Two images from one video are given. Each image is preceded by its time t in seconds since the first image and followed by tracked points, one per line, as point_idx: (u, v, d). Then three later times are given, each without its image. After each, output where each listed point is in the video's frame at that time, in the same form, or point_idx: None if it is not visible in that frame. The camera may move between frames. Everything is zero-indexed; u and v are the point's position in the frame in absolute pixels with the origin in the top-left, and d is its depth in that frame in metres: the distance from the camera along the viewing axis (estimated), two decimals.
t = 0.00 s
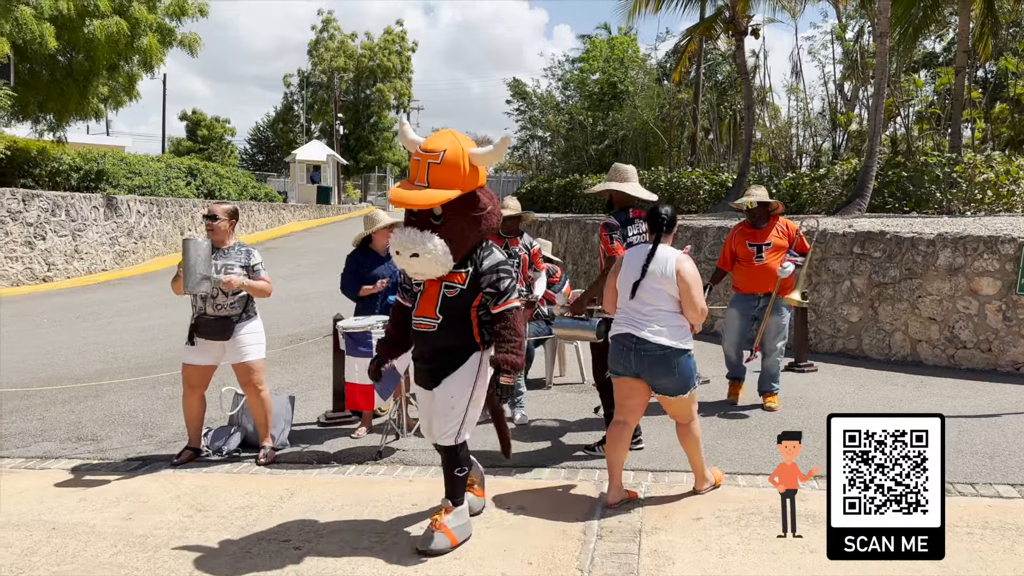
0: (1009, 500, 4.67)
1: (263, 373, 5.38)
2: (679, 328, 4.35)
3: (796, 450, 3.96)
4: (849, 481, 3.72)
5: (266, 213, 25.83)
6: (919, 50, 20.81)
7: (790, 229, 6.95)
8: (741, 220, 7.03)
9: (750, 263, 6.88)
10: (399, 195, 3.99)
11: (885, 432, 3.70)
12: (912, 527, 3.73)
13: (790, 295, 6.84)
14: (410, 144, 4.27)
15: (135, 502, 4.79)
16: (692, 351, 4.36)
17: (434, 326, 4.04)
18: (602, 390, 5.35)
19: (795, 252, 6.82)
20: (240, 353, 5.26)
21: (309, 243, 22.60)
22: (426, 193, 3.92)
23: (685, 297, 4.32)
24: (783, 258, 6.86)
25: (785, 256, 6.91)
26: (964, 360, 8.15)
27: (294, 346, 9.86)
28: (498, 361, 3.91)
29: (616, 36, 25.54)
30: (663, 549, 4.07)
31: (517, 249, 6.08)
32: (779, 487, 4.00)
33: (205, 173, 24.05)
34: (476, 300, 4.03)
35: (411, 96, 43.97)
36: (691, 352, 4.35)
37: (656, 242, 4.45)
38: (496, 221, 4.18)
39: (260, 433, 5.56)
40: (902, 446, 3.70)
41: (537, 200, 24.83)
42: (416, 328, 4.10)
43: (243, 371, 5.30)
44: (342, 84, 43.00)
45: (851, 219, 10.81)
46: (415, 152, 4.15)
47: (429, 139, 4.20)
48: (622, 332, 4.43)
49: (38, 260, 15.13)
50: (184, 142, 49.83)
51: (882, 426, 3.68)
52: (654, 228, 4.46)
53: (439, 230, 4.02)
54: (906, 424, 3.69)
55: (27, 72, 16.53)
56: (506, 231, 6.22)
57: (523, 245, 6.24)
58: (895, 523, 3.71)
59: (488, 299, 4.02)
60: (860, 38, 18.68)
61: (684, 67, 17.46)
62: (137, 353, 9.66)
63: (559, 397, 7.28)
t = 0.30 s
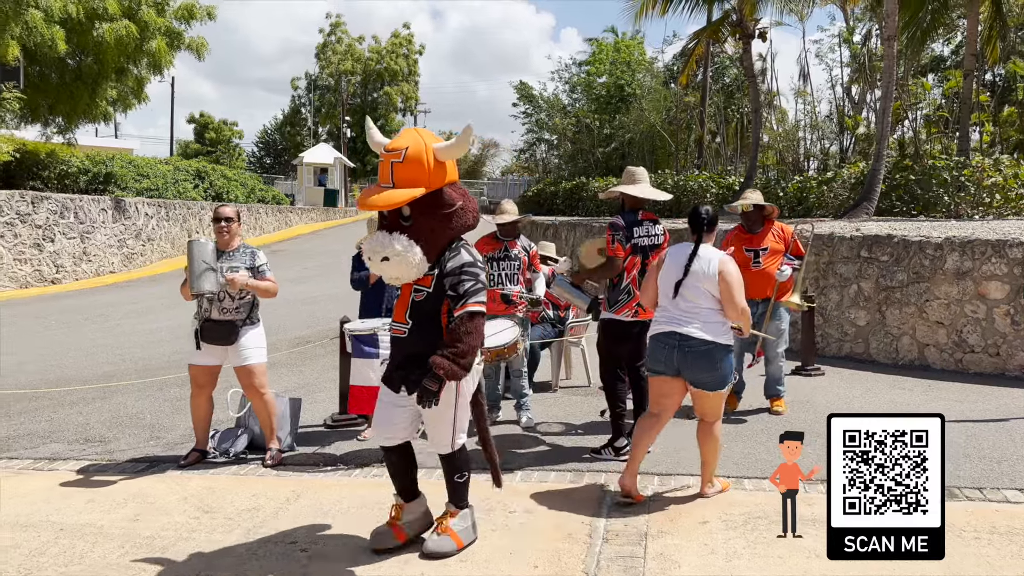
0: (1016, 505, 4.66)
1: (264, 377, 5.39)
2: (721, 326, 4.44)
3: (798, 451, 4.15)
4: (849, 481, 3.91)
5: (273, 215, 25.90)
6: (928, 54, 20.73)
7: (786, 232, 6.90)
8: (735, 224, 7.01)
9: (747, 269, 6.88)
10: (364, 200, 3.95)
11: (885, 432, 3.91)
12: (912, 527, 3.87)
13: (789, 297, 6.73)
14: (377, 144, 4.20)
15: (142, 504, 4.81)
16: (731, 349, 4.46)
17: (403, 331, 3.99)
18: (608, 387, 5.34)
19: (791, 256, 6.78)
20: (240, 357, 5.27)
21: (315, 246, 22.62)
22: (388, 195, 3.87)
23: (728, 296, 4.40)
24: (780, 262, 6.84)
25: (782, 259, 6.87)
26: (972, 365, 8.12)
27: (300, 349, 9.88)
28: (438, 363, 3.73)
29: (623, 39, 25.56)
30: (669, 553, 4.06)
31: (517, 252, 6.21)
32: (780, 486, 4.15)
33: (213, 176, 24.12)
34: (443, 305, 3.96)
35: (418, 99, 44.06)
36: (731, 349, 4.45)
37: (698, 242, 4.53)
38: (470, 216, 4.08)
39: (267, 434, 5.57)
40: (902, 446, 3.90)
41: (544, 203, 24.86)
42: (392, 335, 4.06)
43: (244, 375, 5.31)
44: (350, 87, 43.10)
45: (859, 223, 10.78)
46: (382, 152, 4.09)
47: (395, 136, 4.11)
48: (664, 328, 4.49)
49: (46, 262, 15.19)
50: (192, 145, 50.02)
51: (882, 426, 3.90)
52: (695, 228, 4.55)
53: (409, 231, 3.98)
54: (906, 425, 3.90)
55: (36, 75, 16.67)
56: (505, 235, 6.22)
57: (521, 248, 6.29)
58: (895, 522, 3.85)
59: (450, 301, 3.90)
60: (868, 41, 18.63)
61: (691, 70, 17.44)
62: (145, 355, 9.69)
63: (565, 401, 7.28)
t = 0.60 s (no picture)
0: None
1: (276, 378, 5.41)
2: (750, 328, 4.54)
3: (798, 451, 4.24)
4: (849, 481, 3.99)
5: (280, 219, 25.97)
6: (934, 58, 20.68)
7: (790, 236, 6.86)
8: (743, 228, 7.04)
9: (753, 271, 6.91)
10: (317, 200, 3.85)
11: (885, 432, 4.01)
12: (912, 527, 3.92)
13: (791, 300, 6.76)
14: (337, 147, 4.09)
15: (149, 506, 4.82)
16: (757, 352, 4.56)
17: (354, 342, 3.87)
18: (616, 390, 5.33)
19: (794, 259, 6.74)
20: (256, 356, 5.29)
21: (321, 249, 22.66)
22: (343, 196, 3.76)
23: (761, 300, 4.53)
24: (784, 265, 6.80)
25: (785, 262, 6.84)
26: (979, 370, 8.09)
27: (307, 351, 9.89)
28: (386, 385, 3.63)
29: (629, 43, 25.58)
30: (674, 557, 4.06)
31: (518, 255, 6.21)
32: (781, 487, 4.22)
33: (220, 179, 24.19)
34: (393, 316, 3.83)
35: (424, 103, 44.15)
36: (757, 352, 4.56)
37: (733, 243, 4.61)
38: (427, 225, 3.97)
39: (273, 437, 5.57)
40: (902, 446, 3.98)
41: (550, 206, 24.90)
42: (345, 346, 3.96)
43: (257, 375, 5.32)
44: (356, 90, 43.23)
45: (865, 227, 10.76)
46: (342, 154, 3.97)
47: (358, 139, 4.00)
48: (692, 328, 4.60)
49: (54, 264, 15.25)
50: (199, 148, 50.20)
51: (882, 426, 3.99)
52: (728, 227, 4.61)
53: (363, 236, 3.86)
54: (906, 425, 3.99)
55: (45, 79, 16.81)
56: (506, 238, 6.23)
57: (524, 251, 6.29)
58: (895, 522, 3.92)
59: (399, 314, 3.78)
60: (875, 45, 18.61)
61: (697, 74, 17.44)
62: (152, 357, 9.72)
63: (571, 404, 7.28)
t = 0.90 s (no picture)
0: None
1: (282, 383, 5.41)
2: (768, 332, 4.61)
3: (798, 451, 4.31)
4: (849, 481, 3.97)
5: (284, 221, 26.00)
6: (938, 63, 20.65)
7: (813, 245, 6.81)
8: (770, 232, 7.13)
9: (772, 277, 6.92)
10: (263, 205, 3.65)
11: (885, 432, 3.96)
12: (912, 527, 3.92)
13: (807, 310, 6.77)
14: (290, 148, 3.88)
15: (154, 508, 4.83)
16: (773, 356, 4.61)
17: (304, 350, 3.65)
18: (623, 396, 5.31)
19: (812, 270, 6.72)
20: (261, 361, 5.33)
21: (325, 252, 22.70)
22: (289, 199, 3.55)
23: (780, 307, 4.59)
24: (801, 273, 6.79)
25: (803, 271, 6.80)
26: (984, 375, 8.07)
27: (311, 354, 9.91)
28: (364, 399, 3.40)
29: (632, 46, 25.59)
30: (679, 562, 4.05)
31: (528, 258, 6.22)
32: (781, 487, 4.25)
33: (225, 182, 24.26)
34: (348, 323, 3.58)
35: (429, 106, 44.22)
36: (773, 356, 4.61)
37: (750, 250, 4.62)
38: (381, 228, 3.73)
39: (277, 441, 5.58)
40: (902, 446, 3.94)
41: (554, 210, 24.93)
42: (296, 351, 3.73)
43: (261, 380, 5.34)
44: (360, 94, 43.33)
45: (870, 231, 10.76)
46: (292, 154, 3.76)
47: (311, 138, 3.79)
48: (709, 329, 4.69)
49: (59, 267, 15.29)
50: (204, 151, 50.35)
51: (882, 426, 3.95)
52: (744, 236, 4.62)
53: (313, 241, 3.64)
54: (906, 425, 3.94)
55: (50, 82, 16.79)
56: (516, 240, 6.26)
57: (533, 254, 6.30)
58: (896, 522, 3.91)
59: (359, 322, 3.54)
60: (879, 49, 18.59)
61: (701, 78, 17.45)
62: (156, 360, 9.74)
63: (575, 408, 7.28)
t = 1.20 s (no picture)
0: None
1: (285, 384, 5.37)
2: (784, 327, 4.97)
3: (798, 450, 4.29)
4: (849, 481, 3.97)
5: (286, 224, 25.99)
6: (940, 66, 20.65)
7: (835, 246, 6.75)
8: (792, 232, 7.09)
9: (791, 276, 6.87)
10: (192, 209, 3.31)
11: (885, 432, 3.97)
12: (912, 528, 3.93)
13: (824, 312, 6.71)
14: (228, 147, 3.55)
15: (156, 512, 4.82)
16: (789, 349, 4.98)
17: (229, 363, 3.31)
18: (626, 399, 5.31)
19: (832, 272, 6.66)
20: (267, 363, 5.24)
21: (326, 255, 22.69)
22: (219, 202, 3.22)
23: (795, 301, 4.99)
24: (820, 275, 6.74)
25: (822, 273, 6.74)
26: (987, 379, 8.05)
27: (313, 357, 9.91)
28: (296, 422, 3.12)
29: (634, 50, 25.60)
30: (682, 567, 4.04)
31: (540, 262, 6.19)
32: (781, 486, 4.28)
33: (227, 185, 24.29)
34: (278, 335, 3.27)
35: (430, 109, 44.26)
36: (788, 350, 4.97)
37: (766, 248, 4.99)
38: (320, 238, 3.41)
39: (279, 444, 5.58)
40: (902, 446, 3.96)
41: (555, 213, 24.95)
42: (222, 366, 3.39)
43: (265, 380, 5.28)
44: (362, 97, 43.38)
45: (873, 235, 10.75)
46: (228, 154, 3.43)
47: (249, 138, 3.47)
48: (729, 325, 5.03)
49: (62, 269, 15.30)
50: (206, 155, 50.44)
51: (882, 426, 3.96)
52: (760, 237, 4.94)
53: (240, 248, 3.27)
54: (906, 424, 3.96)
55: (54, 86, 16.83)
56: (530, 244, 6.21)
57: (546, 259, 6.27)
58: (895, 522, 3.92)
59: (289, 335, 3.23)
60: (881, 53, 18.59)
61: (703, 82, 17.46)
62: (158, 363, 9.74)
63: (577, 411, 7.27)
